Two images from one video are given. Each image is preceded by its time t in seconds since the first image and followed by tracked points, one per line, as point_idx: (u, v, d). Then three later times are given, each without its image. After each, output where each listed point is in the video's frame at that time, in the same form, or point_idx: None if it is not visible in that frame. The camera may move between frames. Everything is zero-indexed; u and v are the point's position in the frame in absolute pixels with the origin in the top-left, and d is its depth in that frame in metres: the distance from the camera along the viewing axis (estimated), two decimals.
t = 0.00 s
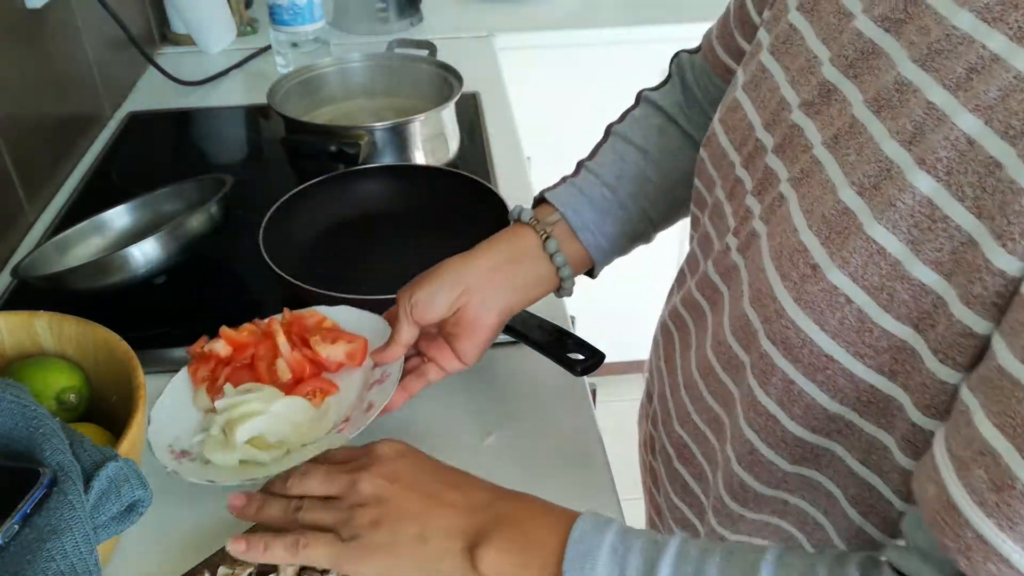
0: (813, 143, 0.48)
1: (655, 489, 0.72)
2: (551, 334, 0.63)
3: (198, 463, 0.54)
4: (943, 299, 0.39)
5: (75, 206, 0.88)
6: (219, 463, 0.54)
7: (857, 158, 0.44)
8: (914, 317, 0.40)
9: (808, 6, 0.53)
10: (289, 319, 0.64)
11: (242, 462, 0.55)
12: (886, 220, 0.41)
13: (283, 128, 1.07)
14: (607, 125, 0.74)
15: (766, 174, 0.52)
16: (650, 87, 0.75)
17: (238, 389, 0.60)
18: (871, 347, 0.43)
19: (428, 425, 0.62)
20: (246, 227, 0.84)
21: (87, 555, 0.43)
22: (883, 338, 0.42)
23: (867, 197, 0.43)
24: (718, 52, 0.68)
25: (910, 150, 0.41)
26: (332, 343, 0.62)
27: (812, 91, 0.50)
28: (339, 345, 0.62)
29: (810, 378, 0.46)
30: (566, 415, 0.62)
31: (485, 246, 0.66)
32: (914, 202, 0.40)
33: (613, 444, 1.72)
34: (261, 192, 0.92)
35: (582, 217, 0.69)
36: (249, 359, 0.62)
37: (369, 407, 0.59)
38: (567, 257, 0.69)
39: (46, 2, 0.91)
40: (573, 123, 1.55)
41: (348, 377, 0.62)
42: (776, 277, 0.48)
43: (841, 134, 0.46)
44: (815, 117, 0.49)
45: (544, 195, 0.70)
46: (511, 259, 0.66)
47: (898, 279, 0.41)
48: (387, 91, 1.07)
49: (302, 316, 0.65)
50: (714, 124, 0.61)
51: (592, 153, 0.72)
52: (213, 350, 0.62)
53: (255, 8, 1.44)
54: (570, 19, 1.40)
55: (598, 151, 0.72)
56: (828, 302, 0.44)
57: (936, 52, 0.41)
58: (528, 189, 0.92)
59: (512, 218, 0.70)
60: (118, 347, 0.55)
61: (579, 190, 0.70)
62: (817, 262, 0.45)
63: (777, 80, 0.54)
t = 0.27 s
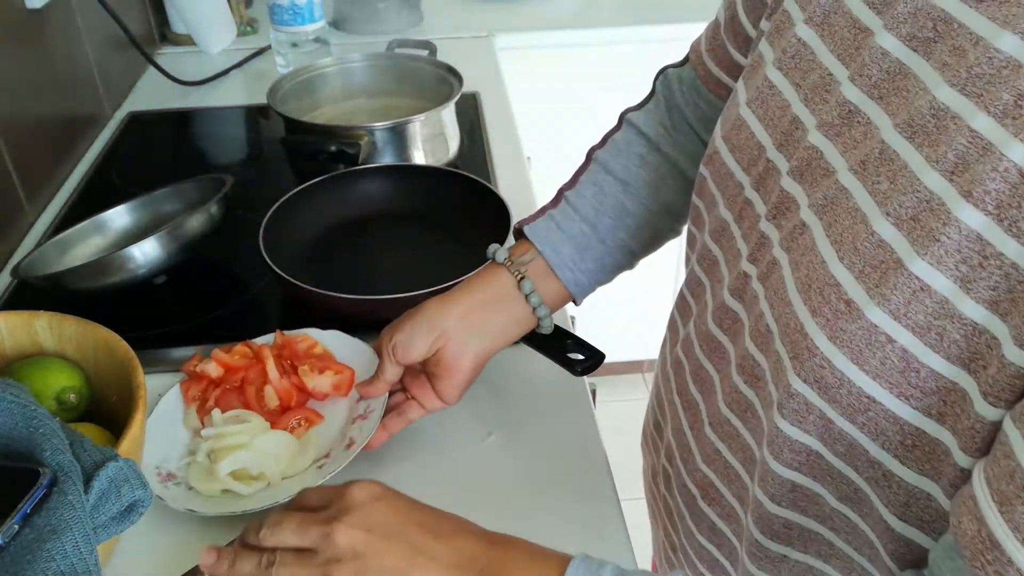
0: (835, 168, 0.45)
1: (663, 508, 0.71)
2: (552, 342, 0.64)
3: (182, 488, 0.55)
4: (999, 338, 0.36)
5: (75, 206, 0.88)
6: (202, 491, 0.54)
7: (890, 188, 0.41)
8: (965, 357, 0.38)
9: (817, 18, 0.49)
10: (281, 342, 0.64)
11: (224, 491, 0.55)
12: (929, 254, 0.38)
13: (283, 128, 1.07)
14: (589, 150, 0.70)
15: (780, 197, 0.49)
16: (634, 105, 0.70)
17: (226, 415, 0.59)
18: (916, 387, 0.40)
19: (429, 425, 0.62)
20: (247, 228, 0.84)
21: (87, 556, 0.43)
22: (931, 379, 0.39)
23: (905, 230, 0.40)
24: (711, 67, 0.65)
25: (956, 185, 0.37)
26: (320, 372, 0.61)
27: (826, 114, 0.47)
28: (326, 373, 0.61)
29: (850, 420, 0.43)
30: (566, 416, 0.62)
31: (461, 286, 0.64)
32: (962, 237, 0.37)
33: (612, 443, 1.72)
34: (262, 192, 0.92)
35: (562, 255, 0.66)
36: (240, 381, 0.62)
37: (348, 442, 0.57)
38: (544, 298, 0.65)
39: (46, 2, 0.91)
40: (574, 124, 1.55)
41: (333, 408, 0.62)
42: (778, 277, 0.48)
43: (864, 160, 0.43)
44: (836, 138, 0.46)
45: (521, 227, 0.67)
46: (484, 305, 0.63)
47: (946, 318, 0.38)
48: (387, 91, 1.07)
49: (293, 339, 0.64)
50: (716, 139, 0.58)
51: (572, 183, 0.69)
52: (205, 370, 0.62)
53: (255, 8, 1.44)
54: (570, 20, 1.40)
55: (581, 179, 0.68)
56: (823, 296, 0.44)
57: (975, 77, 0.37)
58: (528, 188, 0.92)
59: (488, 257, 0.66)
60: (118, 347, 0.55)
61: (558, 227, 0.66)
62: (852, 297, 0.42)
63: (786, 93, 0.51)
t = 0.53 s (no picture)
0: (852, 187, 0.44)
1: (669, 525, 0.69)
2: (549, 335, 0.63)
3: (163, 482, 0.55)
4: None
5: (75, 206, 0.88)
6: (182, 489, 0.55)
7: (910, 213, 0.40)
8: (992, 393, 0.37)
9: (830, 30, 0.48)
10: (281, 349, 0.64)
11: (203, 492, 0.55)
12: (954, 284, 0.37)
13: (283, 128, 1.07)
14: (588, 154, 0.68)
15: (796, 217, 0.48)
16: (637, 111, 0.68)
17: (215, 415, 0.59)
18: (939, 422, 0.39)
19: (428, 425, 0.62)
20: (246, 228, 0.84)
21: (87, 556, 0.42)
22: (953, 413, 0.38)
23: (928, 257, 0.39)
24: (715, 76, 0.63)
25: (987, 218, 0.36)
26: (314, 385, 0.61)
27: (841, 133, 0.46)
28: (320, 387, 0.61)
29: (867, 450, 0.42)
30: (567, 417, 0.62)
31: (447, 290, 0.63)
32: (992, 271, 0.36)
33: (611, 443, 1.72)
34: (262, 192, 0.92)
35: (551, 263, 0.64)
36: (235, 382, 0.62)
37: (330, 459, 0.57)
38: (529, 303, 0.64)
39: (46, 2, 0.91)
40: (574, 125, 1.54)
41: (323, 421, 0.61)
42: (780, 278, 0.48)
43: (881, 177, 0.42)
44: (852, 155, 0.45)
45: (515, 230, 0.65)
46: (466, 307, 0.62)
47: (971, 351, 0.37)
48: (387, 91, 1.07)
49: (294, 348, 0.64)
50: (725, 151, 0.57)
51: (567, 188, 0.67)
52: (202, 366, 0.62)
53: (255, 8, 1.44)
54: (570, 19, 1.40)
55: (577, 184, 0.67)
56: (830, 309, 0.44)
57: (1000, 99, 0.37)
58: (528, 188, 0.92)
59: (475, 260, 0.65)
60: (118, 347, 0.55)
61: (550, 233, 0.65)
62: (871, 325, 0.41)
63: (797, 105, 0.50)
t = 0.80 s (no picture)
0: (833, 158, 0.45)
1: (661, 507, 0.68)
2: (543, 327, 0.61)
3: (157, 482, 0.55)
4: (982, 331, 0.35)
5: (75, 206, 0.88)
6: (176, 489, 0.54)
7: (882, 178, 0.41)
8: (943, 345, 0.37)
9: (825, 13, 0.49)
10: (281, 352, 0.64)
11: (197, 493, 0.55)
12: (918, 244, 0.38)
13: (283, 128, 1.07)
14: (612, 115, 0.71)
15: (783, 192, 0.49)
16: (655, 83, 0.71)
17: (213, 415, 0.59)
18: (900, 374, 0.39)
19: (429, 423, 0.62)
20: (246, 228, 0.84)
21: (87, 556, 0.42)
22: (914, 365, 0.39)
23: (896, 220, 0.40)
24: (728, 55, 0.66)
25: (948, 182, 0.37)
26: (313, 390, 0.61)
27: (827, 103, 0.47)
28: (318, 392, 0.61)
29: (835, 405, 0.42)
30: (568, 417, 0.62)
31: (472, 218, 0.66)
32: (948, 228, 0.37)
33: (612, 442, 1.72)
34: (262, 193, 0.92)
35: (579, 206, 0.66)
36: (234, 383, 0.62)
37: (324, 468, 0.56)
38: (555, 236, 0.66)
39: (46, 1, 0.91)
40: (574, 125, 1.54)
41: (320, 428, 0.61)
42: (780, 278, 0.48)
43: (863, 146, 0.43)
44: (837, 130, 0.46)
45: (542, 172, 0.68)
46: (489, 234, 0.65)
47: (932, 308, 0.38)
48: (387, 91, 1.07)
49: (295, 351, 0.64)
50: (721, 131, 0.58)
51: (596, 140, 0.69)
52: (203, 366, 0.62)
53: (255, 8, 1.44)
54: (570, 19, 1.41)
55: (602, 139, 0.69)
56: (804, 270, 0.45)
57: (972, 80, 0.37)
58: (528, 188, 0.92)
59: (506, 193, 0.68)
60: (118, 346, 0.55)
61: (578, 177, 0.67)
62: (843, 286, 0.42)
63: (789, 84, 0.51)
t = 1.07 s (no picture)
0: (772, 87, 0.52)
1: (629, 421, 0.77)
2: (543, 327, 0.61)
3: (158, 482, 0.55)
4: (953, 260, 0.42)
5: (75, 206, 0.88)
6: (177, 490, 0.54)
7: (814, 104, 0.48)
8: (865, 236, 0.45)
9: None
10: (281, 352, 0.65)
11: (197, 493, 0.55)
12: (847, 152, 0.45)
13: (283, 128, 1.07)
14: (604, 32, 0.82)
15: (732, 123, 0.56)
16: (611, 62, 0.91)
17: (213, 415, 0.59)
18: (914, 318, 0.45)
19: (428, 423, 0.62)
20: (246, 228, 0.84)
21: (87, 556, 0.43)
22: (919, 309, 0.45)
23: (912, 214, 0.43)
24: None
25: (876, 109, 0.44)
26: (313, 391, 0.61)
27: (769, 42, 0.55)
28: (318, 393, 0.61)
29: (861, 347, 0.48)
30: (568, 417, 0.62)
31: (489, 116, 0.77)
32: (870, 139, 0.44)
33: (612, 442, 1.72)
34: (261, 193, 0.92)
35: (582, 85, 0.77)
36: (234, 384, 0.62)
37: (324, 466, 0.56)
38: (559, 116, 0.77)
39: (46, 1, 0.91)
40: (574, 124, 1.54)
41: (320, 427, 0.61)
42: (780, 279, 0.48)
43: (796, 81, 0.50)
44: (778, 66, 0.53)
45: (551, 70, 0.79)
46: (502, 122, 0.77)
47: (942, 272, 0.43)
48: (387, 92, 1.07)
49: (295, 351, 0.64)
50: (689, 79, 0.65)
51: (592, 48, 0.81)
52: (203, 366, 0.63)
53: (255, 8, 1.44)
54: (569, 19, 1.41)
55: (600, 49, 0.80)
56: (749, 182, 0.51)
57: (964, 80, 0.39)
58: (528, 187, 0.93)
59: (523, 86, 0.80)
60: (118, 346, 0.55)
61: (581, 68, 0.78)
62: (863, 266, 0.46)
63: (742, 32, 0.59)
